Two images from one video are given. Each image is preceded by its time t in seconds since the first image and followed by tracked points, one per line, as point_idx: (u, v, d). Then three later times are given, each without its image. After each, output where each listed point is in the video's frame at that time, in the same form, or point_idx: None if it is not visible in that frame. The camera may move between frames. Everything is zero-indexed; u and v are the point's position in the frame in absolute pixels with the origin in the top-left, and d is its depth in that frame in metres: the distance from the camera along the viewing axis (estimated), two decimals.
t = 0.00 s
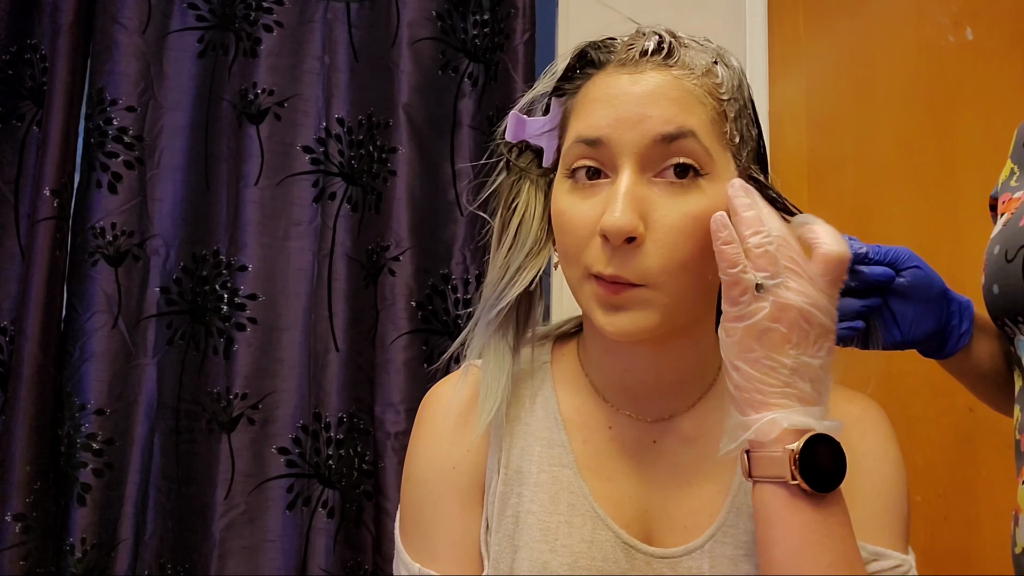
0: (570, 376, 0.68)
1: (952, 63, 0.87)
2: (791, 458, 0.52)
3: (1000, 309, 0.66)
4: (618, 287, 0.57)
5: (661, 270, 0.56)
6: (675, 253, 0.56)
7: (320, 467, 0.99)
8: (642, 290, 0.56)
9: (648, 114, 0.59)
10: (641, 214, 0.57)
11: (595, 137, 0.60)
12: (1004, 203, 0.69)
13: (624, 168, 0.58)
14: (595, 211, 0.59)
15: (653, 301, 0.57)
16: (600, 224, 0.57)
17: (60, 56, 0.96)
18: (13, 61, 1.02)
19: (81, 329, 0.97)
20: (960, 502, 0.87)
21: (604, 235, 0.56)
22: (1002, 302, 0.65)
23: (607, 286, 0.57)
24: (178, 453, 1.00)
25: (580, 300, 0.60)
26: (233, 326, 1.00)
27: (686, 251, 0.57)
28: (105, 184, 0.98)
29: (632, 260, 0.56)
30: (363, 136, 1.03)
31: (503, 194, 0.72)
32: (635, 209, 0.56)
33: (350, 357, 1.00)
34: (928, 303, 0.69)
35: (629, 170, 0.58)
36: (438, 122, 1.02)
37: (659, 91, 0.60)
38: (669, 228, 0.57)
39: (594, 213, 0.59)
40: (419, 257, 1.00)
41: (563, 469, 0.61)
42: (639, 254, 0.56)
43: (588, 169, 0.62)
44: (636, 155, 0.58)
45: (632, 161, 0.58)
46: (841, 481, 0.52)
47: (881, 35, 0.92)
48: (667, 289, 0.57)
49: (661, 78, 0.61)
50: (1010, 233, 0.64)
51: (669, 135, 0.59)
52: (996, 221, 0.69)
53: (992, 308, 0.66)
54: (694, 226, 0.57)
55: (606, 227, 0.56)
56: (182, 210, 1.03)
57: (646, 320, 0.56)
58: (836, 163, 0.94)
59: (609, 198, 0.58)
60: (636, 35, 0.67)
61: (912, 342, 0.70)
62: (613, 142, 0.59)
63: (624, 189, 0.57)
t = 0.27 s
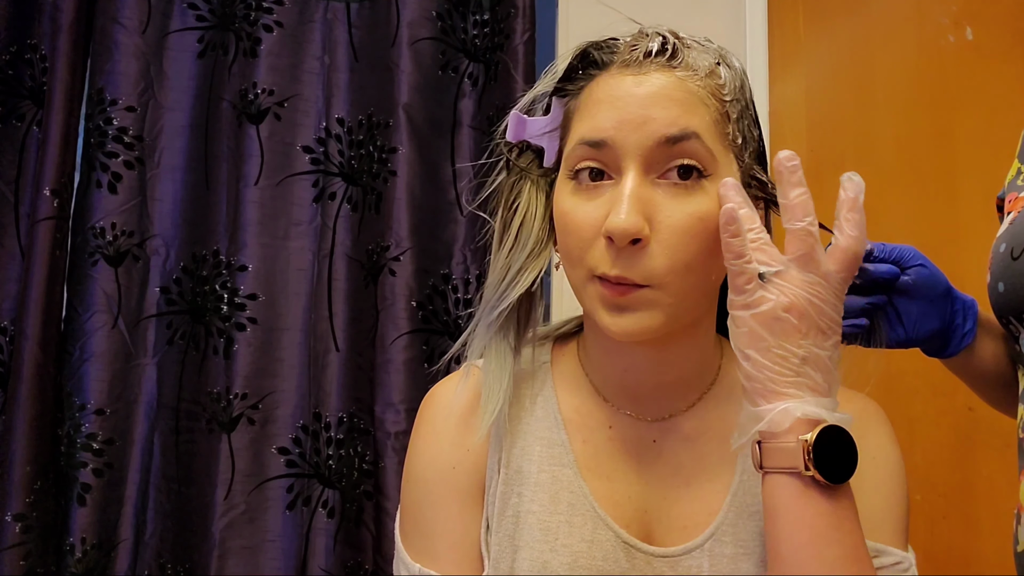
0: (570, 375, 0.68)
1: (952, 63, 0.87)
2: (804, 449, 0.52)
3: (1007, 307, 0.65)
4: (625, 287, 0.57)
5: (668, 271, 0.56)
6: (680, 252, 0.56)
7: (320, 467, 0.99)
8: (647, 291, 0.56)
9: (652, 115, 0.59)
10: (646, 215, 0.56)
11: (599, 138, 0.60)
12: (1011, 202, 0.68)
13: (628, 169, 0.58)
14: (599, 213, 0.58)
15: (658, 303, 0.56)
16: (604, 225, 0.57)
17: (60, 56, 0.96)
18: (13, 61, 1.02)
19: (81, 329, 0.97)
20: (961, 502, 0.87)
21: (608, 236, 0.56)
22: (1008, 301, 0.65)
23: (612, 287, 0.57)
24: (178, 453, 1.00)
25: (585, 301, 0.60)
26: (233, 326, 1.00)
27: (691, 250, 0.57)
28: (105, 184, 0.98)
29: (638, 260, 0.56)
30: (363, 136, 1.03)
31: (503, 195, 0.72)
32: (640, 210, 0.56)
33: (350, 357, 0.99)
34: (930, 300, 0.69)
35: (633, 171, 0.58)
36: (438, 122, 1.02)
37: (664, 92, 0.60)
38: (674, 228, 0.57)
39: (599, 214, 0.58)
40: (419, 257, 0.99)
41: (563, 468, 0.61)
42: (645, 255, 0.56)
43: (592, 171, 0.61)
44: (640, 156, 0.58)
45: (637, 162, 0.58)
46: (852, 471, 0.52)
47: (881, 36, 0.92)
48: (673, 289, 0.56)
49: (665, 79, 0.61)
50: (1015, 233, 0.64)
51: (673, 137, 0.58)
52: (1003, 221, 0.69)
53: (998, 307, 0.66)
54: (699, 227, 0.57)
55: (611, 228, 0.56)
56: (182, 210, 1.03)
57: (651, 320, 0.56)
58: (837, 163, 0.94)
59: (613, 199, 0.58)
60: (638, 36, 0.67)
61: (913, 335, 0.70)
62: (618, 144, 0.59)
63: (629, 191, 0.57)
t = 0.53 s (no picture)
0: (568, 373, 0.68)
1: (951, 63, 0.88)
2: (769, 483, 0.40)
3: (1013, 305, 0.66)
4: (630, 280, 0.56)
5: (674, 264, 0.56)
6: (681, 246, 0.56)
7: (320, 466, 0.99)
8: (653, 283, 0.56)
9: (651, 111, 0.59)
10: (647, 210, 0.56)
11: (600, 135, 0.60)
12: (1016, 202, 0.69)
13: (629, 163, 0.58)
14: (600, 209, 0.58)
15: (660, 296, 0.56)
16: (606, 220, 0.57)
17: (60, 56, 0.96)
18: (13, 61, 1.02)
19: (81, 329, 0.97)
20: (961, 500, 0.87)
21: (611, 231, 0.56)
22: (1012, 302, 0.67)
23: (615, 280, 0.57)
24: (178, 453, 1.00)
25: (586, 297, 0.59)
26: (233, 326, 1.00)
27: (693, 244, 0.57)
28: (105, 184, 0.98)
29: (641, 255, 0.56)
30: (363, 136, 1.03)
31: (499, 195, 0.72)
32: (641, 205, 0.56)
33: (350, 357, 0.99)
34: (910, 304, 0.73)
35: (634, 167, 0.58)
36: (439, 122, 1.02)
37: (662, 88, 0.60)
38: (675, 223, 0.57)
39: (599, 211, 0.58)
40: (419, 256, 0.99)
41: (561, 467, 0.61)
42: (648, 249, 0.56)
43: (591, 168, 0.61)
44: (641, 152, 0.58)
45: (637, 157, 0.58)
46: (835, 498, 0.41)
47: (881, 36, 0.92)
48: (677, 282, 0.57)
49: (664, 75, 0.61)
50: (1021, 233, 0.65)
51: (672, 133, 0.59)
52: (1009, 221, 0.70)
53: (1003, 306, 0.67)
54: (700, 222, 0.57)
55: (614, 222, 0.56)
56: (182, 210, 1.03)
57: (653, 314, 0.56)
58: (840, 164, 0.94)
59: (614, 194, 0.58)
60: (635, 35, 0.68)
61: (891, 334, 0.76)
62: (618, 139, 0.59)
63: (630, 186, 0.57)
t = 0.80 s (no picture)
0: (567, 374, 0.68)
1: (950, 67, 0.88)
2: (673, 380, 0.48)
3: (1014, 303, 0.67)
4: (641, 294, 0.57)
5: (682, 278, 0.57)
6: (689, 262, 0.57)
7: (320, 467, 0.99)
8: (665, 296, 0.57)
9: (659, 133, 0.59)
10: (656, 228, 0.56)
11: (608, 155, 0.59)
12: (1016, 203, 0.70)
13: (637, 184, 0.58)
14: (607, 226, 0.58)
15: (666, 310, 0.57)
16: (616, 240, 0.56)
17: (60, 56, 0.96)
18: (13, 61, 1.02)
19: (81, 329, 0.97)
20: (959, 501, 0.87)
21: (619, 251, 0.56)
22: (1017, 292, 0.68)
23: (625, 296, 0.57)
24: (178, 453, 1.00)
25: (593, 309, 0.60)
26: (233, 326, 1.00)
27: (700, 259, 0.57)
28: (105, 184, 0.98)
29: (649, 272, 0.56)
30: (363, 136, 1.03)
31: (498, 199, 0.72)
32: (650, 224, 0.56)
33: (350, 357, 0.99)
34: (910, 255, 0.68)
35: (642, 186, 0.58)
36: (438, 122, 1.02)
37: (669, 107, 0.60)
38: (682, 240, 0.57)
39: (605, 228, 0.58)
40: (419, 256, 0.99)
41: (559, 468, 0.61)
42: (657, 267, 0.56)
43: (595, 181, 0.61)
44: (648, 173, 0.58)
45: (645, 177, 0.58)
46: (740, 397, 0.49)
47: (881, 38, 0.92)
48: (684, 293, 0.57)
49: (670, 91, 0.61)
50: None
51: (679, 157, 0.58)
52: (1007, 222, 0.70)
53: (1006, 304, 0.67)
54: (706, 237, 0.58)
55: (623, 244, 0.56)
56: (182, 210, 1.03)
57: (659, 324, 0.57)
58: (839, 163, 0.94)
59: (622, 214, 0.58)
60: (639, 44, 0.67)
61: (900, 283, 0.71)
62: (626, 160, 0.59)
63: (639, 206, 0.57)
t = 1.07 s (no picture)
0: (567, 372, 0.68)
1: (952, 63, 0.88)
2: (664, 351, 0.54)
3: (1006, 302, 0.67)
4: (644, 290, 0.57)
5: (682, 271, 0.57)
6: (688, 252, 0.57)
7: (320, 466, 0.99)
8: (666, 291, 0.57)
9: (654, 124, 0.59)
10: (653, 219, 0.57)
11: (604, 147, 0.60)
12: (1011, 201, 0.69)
13: (633, 174, 0.58)
14: (605, 218, 0.58)
15: (669, 305, 0.57)
16: (612, 232, 0.57)
17: (60, 56, 0.96)
18: (13, 61, 1.02)
19: (81, 328, 0.97)
20: (960, 501, 0.87)
21: (618, 241, 0.56)
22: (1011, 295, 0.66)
23: (630, 296, 0.57)
24: (178, 452, 1.00)
25: (592, 309, 0.59)
26: (233, 326, 1.00)
27: (699, 250, 0.57)
28: (105, 184, 0.98)
29: (649, 264, 0.56)
30: (363, 136, 1.03)
31: (498, 199, 0.73)
32: (646, 214, 0.56)
33: (350, 357, 0.99)
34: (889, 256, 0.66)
35: (639, 178, 0.58)
36: (438, 122, 1.02)
37: (664, 100, 0.60)
38: (681, 232, 0.57)
39: (603, 220, 0.58)
40: (419, 257, 0.99)
41: (559, 466, 0.61)
42: (656, 258, 0.56)
43: (592, 177, 0.61)
44: (644, 163, 0.59)
45: (642, 167, 0.59)
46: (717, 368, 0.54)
47: (881, 36, 0.92)
48: (686, 290, 0.57)
49: (665, 85, 0.61)
50: None
51: (675, 146, 0.59)
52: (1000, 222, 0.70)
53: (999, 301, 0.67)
54: (704, 230, 0.58)
55: (621, 234, 0.56)
56: (182, 210, 1.03)
57: (663, 323, 0.57)
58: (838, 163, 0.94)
59: (619, 204, 0.58)
60: (635, 41, 0.68)
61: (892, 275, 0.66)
62: (623, 151, 0.59)
63: (636, 196, 0.57)
